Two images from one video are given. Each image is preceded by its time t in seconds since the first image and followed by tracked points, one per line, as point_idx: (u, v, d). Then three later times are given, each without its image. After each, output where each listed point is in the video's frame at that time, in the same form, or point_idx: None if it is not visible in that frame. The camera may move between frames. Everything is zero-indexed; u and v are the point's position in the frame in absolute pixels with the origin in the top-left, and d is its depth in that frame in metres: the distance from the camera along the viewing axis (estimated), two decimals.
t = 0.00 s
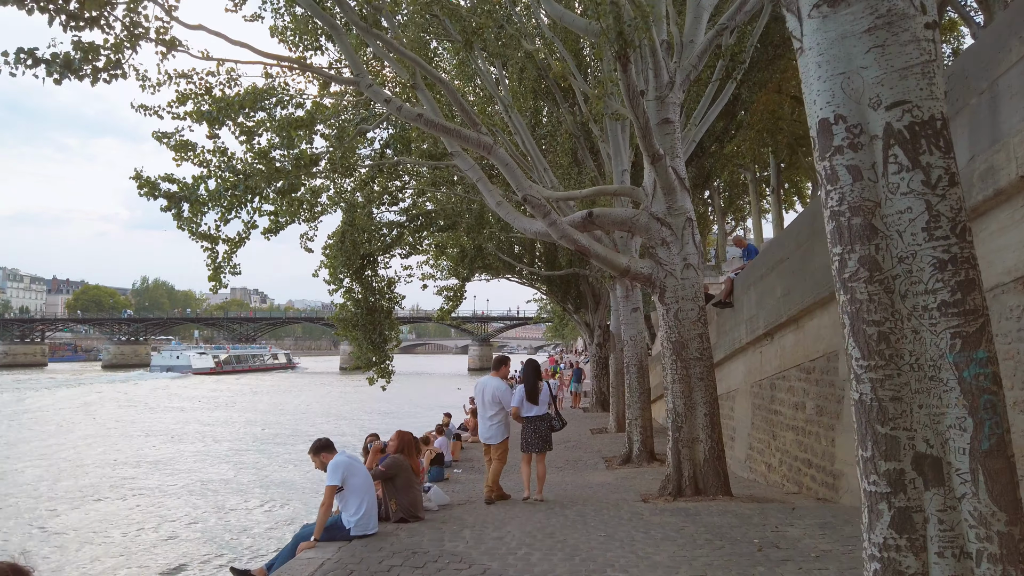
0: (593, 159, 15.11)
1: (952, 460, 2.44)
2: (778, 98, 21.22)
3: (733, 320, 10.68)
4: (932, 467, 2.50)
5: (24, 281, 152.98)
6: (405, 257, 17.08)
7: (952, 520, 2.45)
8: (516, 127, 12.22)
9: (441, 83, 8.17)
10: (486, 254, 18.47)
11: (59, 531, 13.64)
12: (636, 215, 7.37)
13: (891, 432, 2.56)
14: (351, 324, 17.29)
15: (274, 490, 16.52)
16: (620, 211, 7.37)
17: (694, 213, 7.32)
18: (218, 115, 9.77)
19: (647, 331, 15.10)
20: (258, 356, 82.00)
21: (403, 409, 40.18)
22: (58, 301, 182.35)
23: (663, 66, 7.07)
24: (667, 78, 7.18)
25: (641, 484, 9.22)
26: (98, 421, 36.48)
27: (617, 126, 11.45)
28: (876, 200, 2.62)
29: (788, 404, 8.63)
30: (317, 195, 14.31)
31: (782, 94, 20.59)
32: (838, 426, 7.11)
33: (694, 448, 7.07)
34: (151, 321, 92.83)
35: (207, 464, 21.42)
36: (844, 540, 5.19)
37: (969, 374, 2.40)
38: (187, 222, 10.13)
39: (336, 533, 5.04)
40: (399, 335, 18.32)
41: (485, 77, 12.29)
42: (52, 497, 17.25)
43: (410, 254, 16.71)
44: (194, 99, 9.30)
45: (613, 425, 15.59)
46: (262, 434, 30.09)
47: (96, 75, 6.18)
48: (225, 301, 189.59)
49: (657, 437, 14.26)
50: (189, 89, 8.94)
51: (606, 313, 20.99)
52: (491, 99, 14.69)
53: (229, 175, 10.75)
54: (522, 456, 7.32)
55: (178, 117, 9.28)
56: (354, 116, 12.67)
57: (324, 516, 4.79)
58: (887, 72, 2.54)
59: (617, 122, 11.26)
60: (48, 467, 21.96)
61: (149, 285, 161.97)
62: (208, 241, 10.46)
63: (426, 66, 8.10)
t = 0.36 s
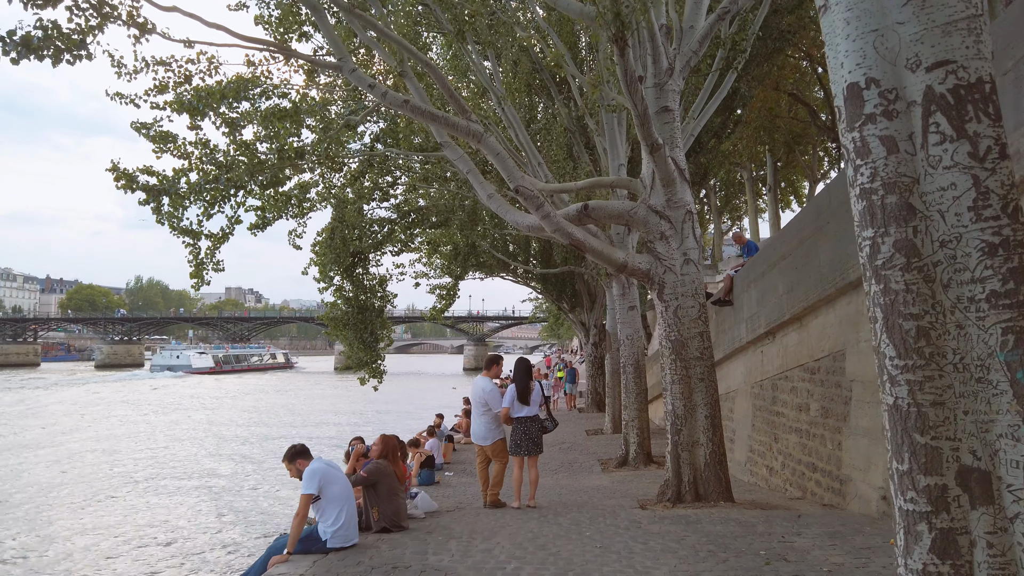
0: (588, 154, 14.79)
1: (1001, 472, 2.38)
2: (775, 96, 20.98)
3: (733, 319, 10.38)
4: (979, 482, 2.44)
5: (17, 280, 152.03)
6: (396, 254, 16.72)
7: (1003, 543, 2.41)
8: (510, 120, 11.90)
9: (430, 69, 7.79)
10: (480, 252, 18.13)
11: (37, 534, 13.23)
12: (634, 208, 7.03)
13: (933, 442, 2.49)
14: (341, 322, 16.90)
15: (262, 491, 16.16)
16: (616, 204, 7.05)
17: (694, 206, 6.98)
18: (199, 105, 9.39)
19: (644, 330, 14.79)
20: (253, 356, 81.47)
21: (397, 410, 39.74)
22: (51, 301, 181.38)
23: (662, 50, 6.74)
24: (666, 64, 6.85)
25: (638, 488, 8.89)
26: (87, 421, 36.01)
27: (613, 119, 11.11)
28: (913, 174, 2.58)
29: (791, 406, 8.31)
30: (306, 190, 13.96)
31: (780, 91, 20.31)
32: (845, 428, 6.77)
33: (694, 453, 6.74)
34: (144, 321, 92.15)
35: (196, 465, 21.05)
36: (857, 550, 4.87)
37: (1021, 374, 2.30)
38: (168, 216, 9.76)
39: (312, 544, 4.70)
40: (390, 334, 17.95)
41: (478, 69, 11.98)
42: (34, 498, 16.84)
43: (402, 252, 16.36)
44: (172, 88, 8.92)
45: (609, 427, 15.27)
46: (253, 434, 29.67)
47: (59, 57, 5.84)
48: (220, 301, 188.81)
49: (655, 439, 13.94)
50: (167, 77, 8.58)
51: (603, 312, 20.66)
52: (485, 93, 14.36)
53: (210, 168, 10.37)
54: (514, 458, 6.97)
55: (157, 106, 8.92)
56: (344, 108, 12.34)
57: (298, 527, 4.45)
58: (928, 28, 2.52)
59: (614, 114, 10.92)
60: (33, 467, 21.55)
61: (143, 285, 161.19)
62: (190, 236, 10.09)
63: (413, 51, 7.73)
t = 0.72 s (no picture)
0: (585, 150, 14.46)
1: None
2: (774, 92, 20.68)
3: (735, 318, 10.00)
4: None
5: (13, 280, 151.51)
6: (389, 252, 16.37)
7: None
8: (504, 113, 11.55)
9: (417, 55, 7.43)
10: (475, 250, 17.78)
11: (16, 538, 12.83)
12: (632, 201, 6.67)
13: (991, 463, 2.49)
14: (332, 322, 16.49)
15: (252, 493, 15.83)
16: (613, 196, 6.69)
17: (695, 198, 6.61)
18: (179, 95, 9.00)
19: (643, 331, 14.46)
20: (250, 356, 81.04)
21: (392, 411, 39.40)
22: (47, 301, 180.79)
23: (661, 34, 6.39)
24: (666, 49, 6.49)
25: (637, 494, 8.54)
26: (79, 421, 35.60)
27: (611, 111, 10.76)
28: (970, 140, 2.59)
29: (795, 409, 7.96)
30: (295, 185, 13.60)
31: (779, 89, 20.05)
32: (854, 434, 6.42)
33: (696, 460, 6.39)
34: (140, 321, 91.70)
35: (186, 467, 20.67)
36: (871, 566, 4.52)
37: None
38: (148, 211, 9.40)
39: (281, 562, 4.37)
40: (384, 334, 17.58)
41: (471, 61, 11.63)
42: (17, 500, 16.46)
43: (394, 250, 16.00)
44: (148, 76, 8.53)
45: (607, 430, 14.93)
46: (246, 434, 29.26)
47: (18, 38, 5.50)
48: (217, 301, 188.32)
49: (653, 441, 13.61)
50: (143, 65, 8.21)
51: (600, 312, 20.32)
52: (479, 87, 14.02)
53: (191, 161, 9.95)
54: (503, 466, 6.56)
55: (134, 96, 8.56)
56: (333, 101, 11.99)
57: (264, 546, 4.11)
58: None
59: (611, 106, 10.58)
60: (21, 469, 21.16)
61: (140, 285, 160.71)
62: (171, 232, 9.73)
63: (397, 34, 7.34)
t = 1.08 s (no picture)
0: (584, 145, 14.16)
1: None
2: (776, 89, 20.38)
3: (739, 316, 9.69)
4: None
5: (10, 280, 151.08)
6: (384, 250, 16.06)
7: None
8: (501, 105, 11.25)
9: (408, 39, 7.10)
10: (472, 248, 17.47)
11: None
12: (633, 191, 6.34)
13: None
14: (327, 322, 16.14)
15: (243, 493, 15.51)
16: (613, 186, 6.36)
17: (699, 188, 6.29)
18: (162, 84, 8.68)
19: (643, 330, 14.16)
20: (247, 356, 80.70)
21: (389, 411, 39.08)
22: (45, 301, 180.36)
23: (664, 15, 6.15)
24: (669, 31, 6.23)
25: (637, 499, 8.24)
26: (73, 421, 35.26)
27: (610, 103, 10.44)
28: None
29: (803, 410, 7.64)
30: (287, 180, 13.29)
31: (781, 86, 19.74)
32: (868, 436, 6.11)
33: (701, 464, 6.06)
34: (137, 321, 91.33)
35: (177, 467, 20.33)
36: None
37: None
38: (132, 204, 9.07)
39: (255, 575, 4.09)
40: (379, 333, 17.27)
41: (466, 52, 11.33)
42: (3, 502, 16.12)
43: (389, 247, 15.68)
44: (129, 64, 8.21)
45: (607, 430, 14.63)
46: (240, 434, 28.93)
47: None
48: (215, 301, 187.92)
49: (653, 443, 13.29)
50: (124, 53, 7.89)
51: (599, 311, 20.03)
52: (475, 81, 13.71)
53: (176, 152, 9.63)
54: (498, 470, 6.23)
55: (114, 84, 8.23)
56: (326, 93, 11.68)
57: (235, 560, 3.82)
58: None
59: (610, 98, 10.26)
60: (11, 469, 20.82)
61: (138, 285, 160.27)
62: (155, 226, 9.41)
63: (386, 14, 6.95)
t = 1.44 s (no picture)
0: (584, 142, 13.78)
1: None
2: (779, 87, 20.01)
3: (746, 319, 9.31)
4: None
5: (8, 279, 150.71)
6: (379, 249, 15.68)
7: None
8: (498, 99, 10.87)
9: (398, 25, 6.74)
10: (469, 247, 17.10)
11: None
12: (637, 187, 5.97)
13: None
14: (320, 323, 15.71)
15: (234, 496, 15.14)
16: (616, 182, 5.99)
17: (707, 184, 5.93)
18: (143, 75, 8.31)
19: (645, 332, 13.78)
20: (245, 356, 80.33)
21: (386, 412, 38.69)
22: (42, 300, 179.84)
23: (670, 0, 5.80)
24: (674, 17, 5.88)
25: (640, 511, 7.86)
26: (67, 421, 34.87)
27: (611, 98, 10.07)
28: None
29: (814, 419, 7.27)
30: (278, 178, 12.89)
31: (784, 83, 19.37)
32: (886, 449, 5.74)
33: (709, 479, 5.68)
34: (135, 321, 90.92)
35: (168, 468, 19.97)
36: None
37: None
38: (112, 202, 8.69)
39: None
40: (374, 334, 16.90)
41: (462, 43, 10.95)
42: None
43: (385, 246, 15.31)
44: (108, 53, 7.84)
45: (607, 435, 14.24)
46: (235, 435, 28.56)
47: None
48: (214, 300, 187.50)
49: (655, 448, 12.91)
50: (101, 42, 7.53)
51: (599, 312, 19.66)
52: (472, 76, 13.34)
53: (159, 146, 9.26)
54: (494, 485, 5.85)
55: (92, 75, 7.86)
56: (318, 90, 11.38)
57: None
58: None
59: (611, 92, 9.89)
60: None
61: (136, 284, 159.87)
62: (138, 224, 9.04)
63: None
